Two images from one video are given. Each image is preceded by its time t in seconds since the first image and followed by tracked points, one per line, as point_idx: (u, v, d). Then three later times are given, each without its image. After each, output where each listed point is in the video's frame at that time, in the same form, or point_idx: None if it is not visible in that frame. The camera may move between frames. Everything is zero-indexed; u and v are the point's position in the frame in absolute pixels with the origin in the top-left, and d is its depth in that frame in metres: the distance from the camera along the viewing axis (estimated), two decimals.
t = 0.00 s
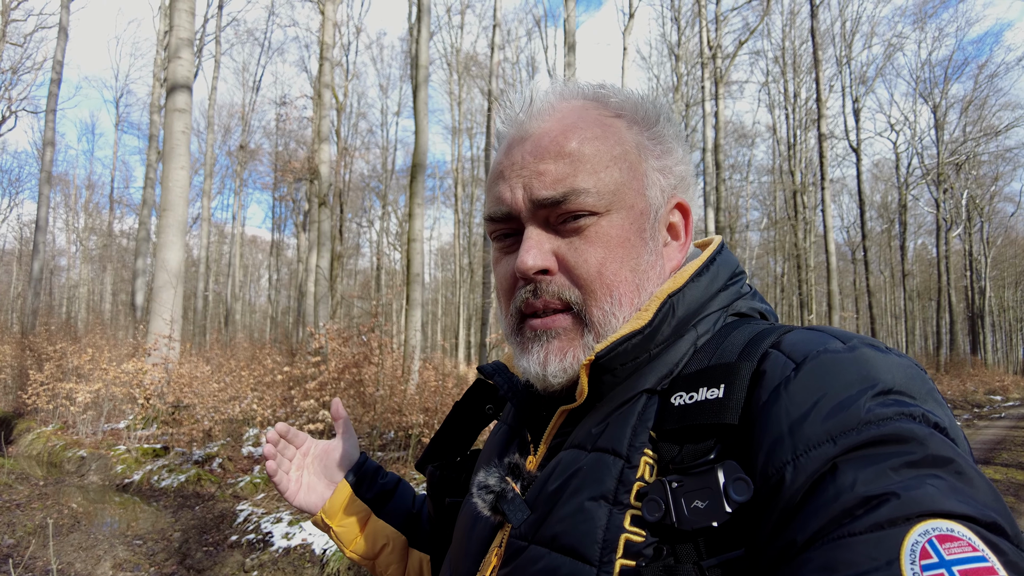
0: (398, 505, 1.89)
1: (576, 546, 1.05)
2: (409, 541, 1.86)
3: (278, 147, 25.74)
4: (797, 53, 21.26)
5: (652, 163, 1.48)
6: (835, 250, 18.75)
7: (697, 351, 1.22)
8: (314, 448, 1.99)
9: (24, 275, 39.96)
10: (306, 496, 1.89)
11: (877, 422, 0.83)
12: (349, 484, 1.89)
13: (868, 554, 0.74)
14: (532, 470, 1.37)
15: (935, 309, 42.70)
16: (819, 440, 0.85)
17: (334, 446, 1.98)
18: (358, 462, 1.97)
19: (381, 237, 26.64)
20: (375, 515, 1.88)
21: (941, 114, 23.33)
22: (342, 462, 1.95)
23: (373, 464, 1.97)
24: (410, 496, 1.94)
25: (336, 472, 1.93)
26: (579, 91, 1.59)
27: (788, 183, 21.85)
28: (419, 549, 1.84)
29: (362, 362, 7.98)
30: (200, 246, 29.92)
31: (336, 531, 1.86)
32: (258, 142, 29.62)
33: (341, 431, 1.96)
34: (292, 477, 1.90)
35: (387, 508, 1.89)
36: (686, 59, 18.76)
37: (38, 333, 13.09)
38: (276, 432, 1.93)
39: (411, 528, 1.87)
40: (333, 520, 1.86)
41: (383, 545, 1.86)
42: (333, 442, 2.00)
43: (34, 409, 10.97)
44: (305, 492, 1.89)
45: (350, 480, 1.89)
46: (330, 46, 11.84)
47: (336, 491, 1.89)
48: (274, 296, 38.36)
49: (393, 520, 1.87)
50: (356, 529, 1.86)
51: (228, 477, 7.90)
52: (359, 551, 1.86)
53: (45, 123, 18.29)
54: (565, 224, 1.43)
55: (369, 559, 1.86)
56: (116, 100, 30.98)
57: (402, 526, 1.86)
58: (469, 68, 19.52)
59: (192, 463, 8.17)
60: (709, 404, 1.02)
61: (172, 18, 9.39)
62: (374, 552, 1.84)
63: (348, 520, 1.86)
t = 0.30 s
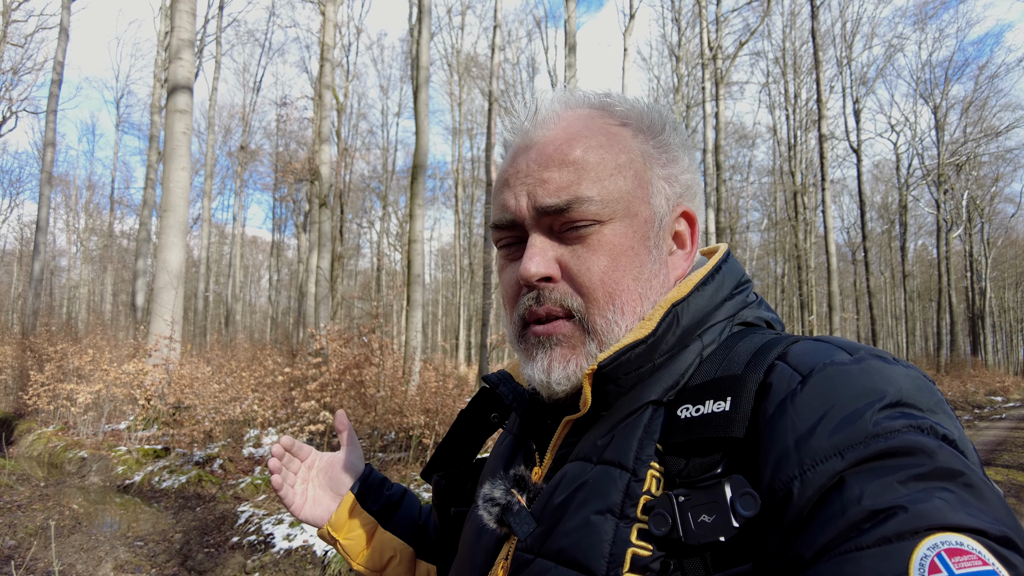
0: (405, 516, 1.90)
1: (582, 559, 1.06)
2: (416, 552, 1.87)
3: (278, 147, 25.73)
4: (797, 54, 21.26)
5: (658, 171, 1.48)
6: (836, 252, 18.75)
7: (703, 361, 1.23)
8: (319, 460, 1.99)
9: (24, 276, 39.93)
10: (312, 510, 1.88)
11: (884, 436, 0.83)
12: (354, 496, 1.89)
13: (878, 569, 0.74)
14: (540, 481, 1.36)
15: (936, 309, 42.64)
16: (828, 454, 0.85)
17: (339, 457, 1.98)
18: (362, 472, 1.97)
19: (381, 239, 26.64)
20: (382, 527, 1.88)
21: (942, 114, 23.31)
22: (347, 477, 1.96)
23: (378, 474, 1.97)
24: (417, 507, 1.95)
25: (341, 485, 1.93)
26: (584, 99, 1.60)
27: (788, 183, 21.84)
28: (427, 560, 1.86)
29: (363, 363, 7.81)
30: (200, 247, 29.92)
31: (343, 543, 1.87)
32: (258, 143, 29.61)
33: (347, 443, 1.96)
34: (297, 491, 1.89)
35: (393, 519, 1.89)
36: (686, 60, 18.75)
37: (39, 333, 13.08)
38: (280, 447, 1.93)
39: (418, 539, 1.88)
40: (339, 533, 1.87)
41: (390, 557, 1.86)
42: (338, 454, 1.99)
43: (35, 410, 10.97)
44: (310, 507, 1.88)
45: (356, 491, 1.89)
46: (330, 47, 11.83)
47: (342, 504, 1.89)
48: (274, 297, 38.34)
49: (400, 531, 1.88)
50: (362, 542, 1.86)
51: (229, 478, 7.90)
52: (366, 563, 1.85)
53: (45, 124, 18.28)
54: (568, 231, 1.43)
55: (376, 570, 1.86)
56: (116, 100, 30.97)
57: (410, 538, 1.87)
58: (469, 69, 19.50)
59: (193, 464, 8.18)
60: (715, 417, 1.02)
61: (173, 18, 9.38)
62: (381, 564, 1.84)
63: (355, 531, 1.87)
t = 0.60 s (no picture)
0: (405, 517, 1.91)
1: (579, 560, 1.06)
2: (417, 552, 1.88)
3: (278, 147, 25.71)
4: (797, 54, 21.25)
5: (648, 169, 1.46)
6: (836, 252, 18.73)
7: (698, 360, 1.22)
8: (320, 462, 1.95)
9: (24, 276, 39.88)
10: (313, 513, 1.86)
11: (879, 435, 0.83)
12: (354, 497, 1.89)
13: (873, 570, 0.75)
14: (535, 482, 1.37)
15: (936, 309, 42.64)
16: (820, 454, 0.85)
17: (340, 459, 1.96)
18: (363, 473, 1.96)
19: (381, 239, 26.67)
20: (382, 528, 1.88)
21: (942, 114, 23.30)
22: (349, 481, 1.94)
23: (378, 476, 1.98)
24: (417, 508, 1.96)
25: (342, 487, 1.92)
26: (579, 99, 1.60)
27: (788, 183, 21.83)
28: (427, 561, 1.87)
29: (363, 363, 7.83)
30: (200, 247, 29.94)
31: (343, 544, 1.87)
32: (258, 143, 29.61)
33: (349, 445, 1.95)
34: (299, 493, 1.87)
35: (394, 521, 1.90)
36: (687, 60, 18.77)
37: (39, 333, 13.07)
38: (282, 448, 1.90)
39: (419, 540, 1.89)
40: (340, 534, 1.87)
41: (391, 557, 1.86)
42: (340, 456, 1.97)
43: (35, 409, 10.98)
44: (312, 509, 1.87)
45: (357, 492, 1.90)
46: (330, 47, 11.82)
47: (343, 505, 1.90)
48: (274, 297, 38.35)
49: (401, 532, 1.89)
50: (362, 544, 1.86)
51: (230, 478, 7.91)
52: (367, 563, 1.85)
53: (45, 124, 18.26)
54: (553, 226, 1.44)
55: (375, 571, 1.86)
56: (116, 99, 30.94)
57: (410, 538, 1.88)
58: (469, 69, 19.49)
59: (194, 464, 8.18)
60: (711, 418, 1.02)
61: (173, 18, 9.37)
62: (382, 566, 1.85)
63: (356, 533, 1.87)
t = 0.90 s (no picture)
0: (407, 507, 1.90)
1: (577, 559, 1.06)
2: (417, 543, 1.86)
3: (278, 147, 25.72)
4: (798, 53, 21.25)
5: (644, 165, 1.45)
6: (836, 252, 18.73)
7: (696, 359, 1.23)
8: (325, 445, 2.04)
9: (24, 276, 39.86)
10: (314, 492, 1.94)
11: (881, 435, 0.83)
12: (358, 483, 1.91)
13: (874, 572, 0.75)
14: (533, 481, 1.37)
15: (936, 309, 42.63)
16: (820, 454, 0.85)
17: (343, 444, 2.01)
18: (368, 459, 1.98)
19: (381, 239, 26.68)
20: (384, 516, 1.88)
21: (942, 114, 23.30)
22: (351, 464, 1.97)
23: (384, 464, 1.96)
24: (420, 499, 1.95)
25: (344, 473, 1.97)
26: (575, 98, 1.61)
27: (788, 183, 21.84)
28: (426, 552, 1.84)
29: (363, 363, 7.97)
30: (200, 247, 29.96)
31: (345, 529, 1.89)
32: (257, 143, 29.61)
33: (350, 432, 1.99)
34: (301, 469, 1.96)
35: (396, 509, 1.89)
36: (687, 59, 18.75)
37: (39, 333, 13.07)
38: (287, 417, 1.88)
39: (419, 531, 1.87)
40: (342, 519, 1.89)
41: (391, 546, 1.86)
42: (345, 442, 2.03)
43: (35, 409, 10.99)
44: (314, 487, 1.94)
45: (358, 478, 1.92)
46: (330, 47, 11.82)
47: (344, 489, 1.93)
48: (274, 297, 38.35)
49: (401, 522, 1.88)
50: (361, 532, 1.87)
51: (230, 478, 7.90)
52: (367, 549, 1.86)
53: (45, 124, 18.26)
54: (546, 223, 1.45)
55: (376, 559, 1.87)
56: (116, 100, 30.96)
57: (410, 529, 1.87)
58: (469, 69, 19.49)
59: (194, 464, 8.17)
60: (711, 417, 1.02)
61: (173, 19, 9.37)
62: (383, 553, 1.85)
63: (355, 521, 1.88)
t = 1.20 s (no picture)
0: (416, 519, 1.89)
1: (579, 554, 1.06)
2: (428, 556, 1.86)
3: (278, 147, 25.72)
4: (798, 53, 21.24)
5: (637, 159, 1.44)
6: (836, 252, 18.74)
7: (699, 353, 1.23)
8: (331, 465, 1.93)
9: (24, 276, 39.81)
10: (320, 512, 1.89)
11: (889, 427, 0.83)
12: (365, 501, 1.85)
13: (878, 565, 0.75)
14: (535, 475, 1.37)
15: (936, 309, 42.66)
16: (824, 446, 0.85)
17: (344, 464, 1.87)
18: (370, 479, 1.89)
19: (381, 239, 26.71)
20: (394, 531, 1.86)
21: (942, 114, 23.31)
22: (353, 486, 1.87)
23: (389, 477, 1.92)
24: (429, 510, 1.93)
25: (348, 494, 1.88)
26: (567, 93, 1.60)
27: (788, 182, 21.84)
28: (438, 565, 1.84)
29: (363, 363, 7.95)
30: (200, 247, 29.95)
31: (354, 549, 1.85)
32: (257, 143, 29.63)
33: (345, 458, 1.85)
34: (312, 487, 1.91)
35: (404, 523, 1.88)
36: (687, 59, 18.76)
37: (39, 333, 13.05)
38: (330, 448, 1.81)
39: (429, 541, 1.87)
40: (350, 538, 1.85)
41: (404, 560, 1.85)
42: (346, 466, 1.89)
43: (35, 409, 10.99)
44: (319, 507, 1.89)
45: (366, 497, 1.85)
46: (330, 46, 11.82)
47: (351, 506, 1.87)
48: (274, 297, 38.36)
49: (410, 534, 1.86)
50: (373, 548, 1.85)
51: (230, 477, 7.88)
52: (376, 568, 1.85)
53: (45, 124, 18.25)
54: (538, 221, 1.46)
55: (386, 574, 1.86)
56: (116, 100, 30.98)
57: (418, 538, 1.86)
58: (469, 69, 19.49)
59: (193, 463, 8.16)
60: (714, 409, 1.02)
61: (172, 18, 9.39)
62: (394, 569, 1.84)
63: (365, 539, 1.85)
